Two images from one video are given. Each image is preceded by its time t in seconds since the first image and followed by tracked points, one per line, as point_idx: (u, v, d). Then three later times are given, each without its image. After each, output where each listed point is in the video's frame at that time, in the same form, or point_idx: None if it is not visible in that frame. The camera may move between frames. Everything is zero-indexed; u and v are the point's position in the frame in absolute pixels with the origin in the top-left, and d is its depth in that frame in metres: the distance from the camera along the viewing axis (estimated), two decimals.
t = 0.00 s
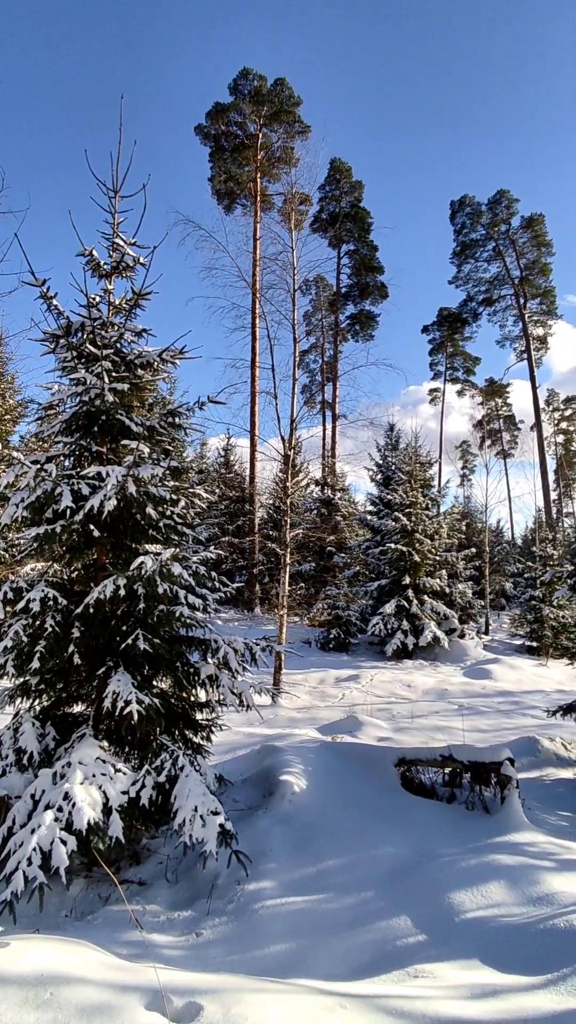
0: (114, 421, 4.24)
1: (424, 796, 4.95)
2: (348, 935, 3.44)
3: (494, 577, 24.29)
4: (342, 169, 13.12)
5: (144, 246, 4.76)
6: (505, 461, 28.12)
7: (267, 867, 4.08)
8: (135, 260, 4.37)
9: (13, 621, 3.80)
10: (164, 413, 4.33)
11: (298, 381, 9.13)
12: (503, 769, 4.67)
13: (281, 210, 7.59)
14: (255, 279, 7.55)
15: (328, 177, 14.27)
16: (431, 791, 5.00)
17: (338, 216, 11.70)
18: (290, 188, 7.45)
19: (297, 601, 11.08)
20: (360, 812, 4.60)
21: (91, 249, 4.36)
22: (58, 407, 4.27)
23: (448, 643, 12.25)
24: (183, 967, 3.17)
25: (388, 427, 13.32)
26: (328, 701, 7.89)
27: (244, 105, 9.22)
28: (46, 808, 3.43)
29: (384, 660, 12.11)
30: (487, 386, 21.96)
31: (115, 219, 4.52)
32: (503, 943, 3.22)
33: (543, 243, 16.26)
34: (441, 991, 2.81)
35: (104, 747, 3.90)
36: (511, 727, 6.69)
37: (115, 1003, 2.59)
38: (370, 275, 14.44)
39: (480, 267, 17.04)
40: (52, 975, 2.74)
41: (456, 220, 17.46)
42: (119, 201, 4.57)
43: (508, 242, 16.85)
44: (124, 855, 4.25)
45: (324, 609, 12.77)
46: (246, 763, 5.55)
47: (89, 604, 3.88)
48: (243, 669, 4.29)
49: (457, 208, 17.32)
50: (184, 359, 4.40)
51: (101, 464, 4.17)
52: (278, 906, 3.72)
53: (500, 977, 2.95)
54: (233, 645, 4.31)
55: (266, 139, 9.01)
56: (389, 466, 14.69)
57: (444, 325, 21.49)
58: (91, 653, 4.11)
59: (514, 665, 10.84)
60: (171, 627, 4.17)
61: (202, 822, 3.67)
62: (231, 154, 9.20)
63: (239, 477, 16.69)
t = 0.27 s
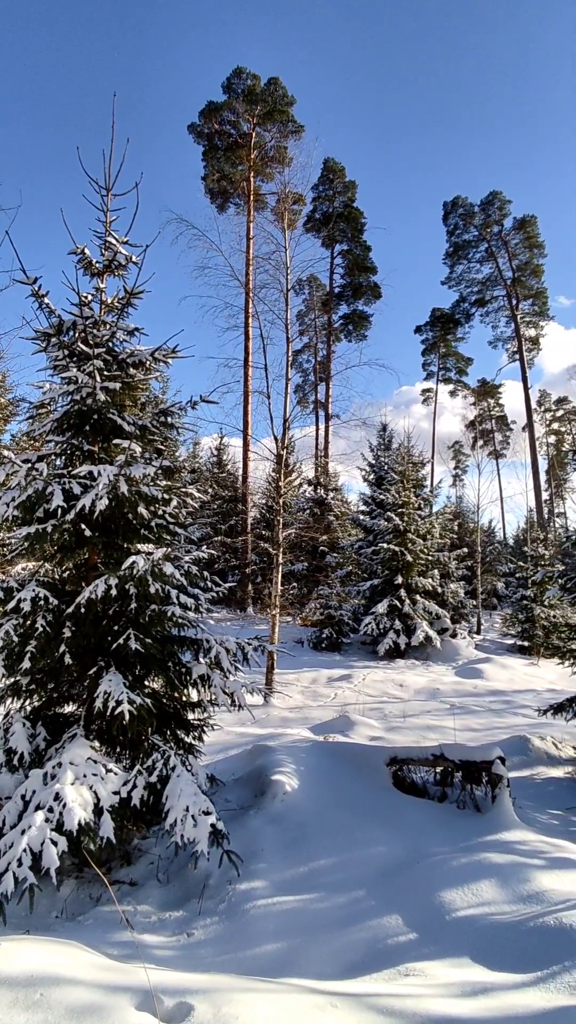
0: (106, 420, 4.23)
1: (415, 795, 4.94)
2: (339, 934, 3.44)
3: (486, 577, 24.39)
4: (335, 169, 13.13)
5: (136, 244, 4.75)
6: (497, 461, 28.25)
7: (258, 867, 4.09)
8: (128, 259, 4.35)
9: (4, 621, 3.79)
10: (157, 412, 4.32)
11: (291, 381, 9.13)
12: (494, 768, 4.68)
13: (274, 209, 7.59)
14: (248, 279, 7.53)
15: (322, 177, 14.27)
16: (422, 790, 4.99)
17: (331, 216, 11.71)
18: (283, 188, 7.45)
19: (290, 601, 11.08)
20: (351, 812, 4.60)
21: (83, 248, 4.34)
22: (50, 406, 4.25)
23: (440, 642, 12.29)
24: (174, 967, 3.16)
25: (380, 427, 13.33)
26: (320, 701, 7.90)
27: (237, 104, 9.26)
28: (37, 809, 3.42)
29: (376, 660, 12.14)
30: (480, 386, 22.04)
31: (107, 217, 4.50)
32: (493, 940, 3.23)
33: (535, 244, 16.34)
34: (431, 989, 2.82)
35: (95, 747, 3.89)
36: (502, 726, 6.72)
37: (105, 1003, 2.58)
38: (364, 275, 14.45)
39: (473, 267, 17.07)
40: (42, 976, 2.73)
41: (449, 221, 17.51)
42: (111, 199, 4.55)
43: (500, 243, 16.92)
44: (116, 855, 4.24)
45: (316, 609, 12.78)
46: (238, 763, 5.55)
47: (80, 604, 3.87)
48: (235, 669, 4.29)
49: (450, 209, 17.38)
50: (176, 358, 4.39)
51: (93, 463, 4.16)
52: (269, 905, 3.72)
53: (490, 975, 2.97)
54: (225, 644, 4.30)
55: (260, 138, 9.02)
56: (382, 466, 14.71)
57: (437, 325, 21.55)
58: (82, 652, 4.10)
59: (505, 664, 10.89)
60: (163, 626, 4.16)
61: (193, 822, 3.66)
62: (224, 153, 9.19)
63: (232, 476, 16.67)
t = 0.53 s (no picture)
0: (98, 419, 4.21)
1: (407, 794, 4.99)
2: (331, 933, 3.45)
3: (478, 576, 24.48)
4: (329, 169, 13.13)
5: (128, 243, 4.74)
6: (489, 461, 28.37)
7: (250, 866, 4.09)
8: (120, 257, 4.34)
9: None
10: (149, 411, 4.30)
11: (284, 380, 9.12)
12: (486, 768, 4.70)
13: (267, 209, 7.58)
14: (241, 279, 7.52)
15: (315, 177, 14.26)
16: (414, 789, 5.05)
17: (324, 216, 11.71)
18: (276, 188, 7.44)
19: (283, 601, 11.08)
20: (343, 811, 4.61)
21: (75, 246, 4.33)
22: (41, 405, 4.23)
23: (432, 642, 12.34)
24: (165, 967, 3.16)
25: (373, 427, 13.36)
26: (313, 700, 7.90)
27: (231, 102, 9.25)
28: (27, 810, 3.40)
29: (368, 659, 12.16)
30: (472, 386, 22.11)
31: (100, 215, 4.48)
32: (484, 938, 3.25)
33: (527, 245, 16.41)
34: (422, 988, 2.82)
35: (86, 747, 3.87)
36: (493, 725, 6.76)
37: (97, 1003, 2.58)
38: (357, 275, 14.45)
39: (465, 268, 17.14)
40: (32, 977, 2.72)
41: (442, 222, 17.56)
42: (104, 197, 4.54)
43: (493, 244, 16.99)
44: (107, 855, 4.23)
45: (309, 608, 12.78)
46: (230, 763, 5.54)
47: (72, 604, 3.85)
48: (227, 668, 4.28)
49: (443, 210, 17.42)
50: (169, 357, 4.38)
51: (85, 463, 4.14)
52: (261, 905, 3.71)
53: (482, 973, 2.98)
54: (217, 644, 4.30)
55: (253, 137, 9.02)
56: (375, 466, 14.74)
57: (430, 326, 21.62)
58: (74, 652, 4.08)
59: (497, 663, 10.95)
60: (155, 626, 4.15)
61: (185, 822, 3.65)
62: (217, 152, 9.18)
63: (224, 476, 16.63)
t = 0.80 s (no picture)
0: (91, 418, 4.19)
1: (400, 793, 5.00)
2: (324, 933, 3.45)
3: (470, 576, 24.58)
4: (322, 169, 13.14)
5: (121, 242, 4.72)
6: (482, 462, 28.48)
7: (243, 866, 4.09)
8: (113, 256, 4.33)
9: None
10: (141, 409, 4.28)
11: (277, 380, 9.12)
12: (477, 767, 4.73)
13: (261, 208, 7.58)
14: (234, 278, 7.51)
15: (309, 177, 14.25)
16: (406, 789, 5.05)
17: (317, 216, 11.72)
18: (270, 187, 7.44)
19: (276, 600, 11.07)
20: (336, 811, 4.62)
21: (68, 244, 4.31)
22: (33, 404, 4.21)
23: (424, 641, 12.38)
24: (157, 968, 3.16)
25: (366, 427, 13.38)
26: (305, 700, 7.90)
27: (225, 102, 9.28)
28: (18, 811, 3.38)
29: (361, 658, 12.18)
30: (465, 387, 22.19)
31: (92, 214, 4.47)
32: (475, 937, 3.26)
33: (520, 246, 16.48)
34: (414, 987, 2.83)
35: (78, 747, 3.86)
36: (485, 724, 6.79)
37: (88, 1004, 2.57)
38: (350, 275, 14.46)
39: (458, 269, 17.21)
40: (23, 979, 2.71)
41: (435, 222, 17.60)
42: (96, 195, 4.52)
43: (486, 245, 17.05)
44: (99, 856, 4.22)
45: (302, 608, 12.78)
46: (222, 763, 5.54)
47: (64, 604, 3.84)
48: (220, 668, 4.28)
49: (437, 211, 17.46)
50: (162, 357, 4.37)
51: (77, 462, 4.13)
52: (254, 905, 3.72)
53: (473, 971, 2.99)
54: (210, 644, 4.29)
55: (247, 136, 9.02)
56: (368, 466, 14.75)
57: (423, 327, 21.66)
58: (66, 653, 4.07)
59: (489, 663, 10.99)
60: (147, 626, 4.14)
61: (178, 822, 3.65)
62: (211, 151, 9.17)
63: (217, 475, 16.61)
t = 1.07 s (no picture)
0: (83, 417, 4.17)
1: (392, 793, 5.00)
2: (316, 932, 3.46)
3: (463, 576, 24.66)
4: (316, 170, 13.14)
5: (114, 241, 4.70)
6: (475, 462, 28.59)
7: (235, 865, 4.09)
8: (106, 254, 4.31)
9: None
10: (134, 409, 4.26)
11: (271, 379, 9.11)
12: (469, 765, 4.74)
13: (254, 208, 7.57)
14: (228, 277, 7.50)
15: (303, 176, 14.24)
16: (399, 788, 5.05)
17: (311, 216, 11.72)
18: (264, 186, 7.43)
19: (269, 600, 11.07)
20: (329, 811, 4.62)
21: (60, 243, 4.29)
22: (26, 403, 4.19)
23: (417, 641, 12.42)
24: (149, 968, 3.15)
25: (359, 427, 13.39)
26: (298, 700, 7.91)
27: (219, 101, 9.26)
28: (9, 812, 3.36)
29: (354, 658, 12.20)
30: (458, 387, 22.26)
31: (85, 212, 4.45)
32: (466, 935, 3.27)
33: (513, 248, 16.54)
34: (406, 985, 2.84)
35: (70, 748, 3.84)
36: (478, 723, 6.81)
37: (79, 1005, 2.56)
38: (344, 275, 14.47)
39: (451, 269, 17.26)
40: (14, 980, 2.70)
41: (429, 223, 17.63)
42: (89, 193, 4.51)
43: (479, 246, 17.11)
44: (91, 856, 4.21)
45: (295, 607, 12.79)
46: (215, 763, 5.53)
47: (55, 603, 3.82)
48: (212, 668, 4.27)
49: (430, 211, 17.49)
50: (155, 356, 4.36)
51: (69, 461, 4.11)
52: (246, 905, 3.71)
53: (464, 969, 3.00)
54: (203, 643, 4.28)
55: (241, 135, 9.00)
56: (361, 466, 14.77)
57: (417, 327, 21.71)
58: (58, 653, 4.05)
59: (481, 662, 11.03)
60: (140, 626, 4.13)
61: (170, 822, 3.64)
62: (205, 150, 9.17)
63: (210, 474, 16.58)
